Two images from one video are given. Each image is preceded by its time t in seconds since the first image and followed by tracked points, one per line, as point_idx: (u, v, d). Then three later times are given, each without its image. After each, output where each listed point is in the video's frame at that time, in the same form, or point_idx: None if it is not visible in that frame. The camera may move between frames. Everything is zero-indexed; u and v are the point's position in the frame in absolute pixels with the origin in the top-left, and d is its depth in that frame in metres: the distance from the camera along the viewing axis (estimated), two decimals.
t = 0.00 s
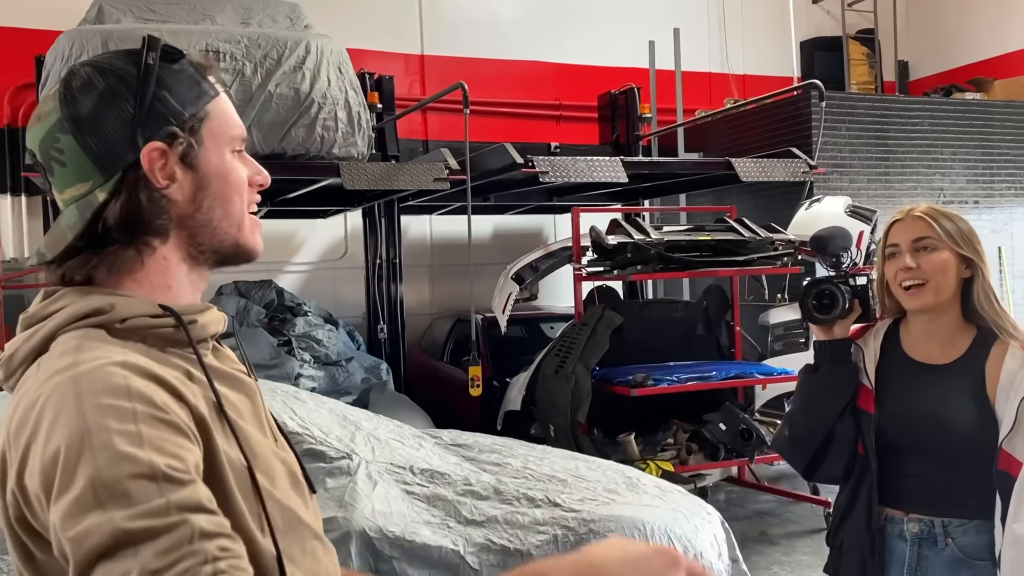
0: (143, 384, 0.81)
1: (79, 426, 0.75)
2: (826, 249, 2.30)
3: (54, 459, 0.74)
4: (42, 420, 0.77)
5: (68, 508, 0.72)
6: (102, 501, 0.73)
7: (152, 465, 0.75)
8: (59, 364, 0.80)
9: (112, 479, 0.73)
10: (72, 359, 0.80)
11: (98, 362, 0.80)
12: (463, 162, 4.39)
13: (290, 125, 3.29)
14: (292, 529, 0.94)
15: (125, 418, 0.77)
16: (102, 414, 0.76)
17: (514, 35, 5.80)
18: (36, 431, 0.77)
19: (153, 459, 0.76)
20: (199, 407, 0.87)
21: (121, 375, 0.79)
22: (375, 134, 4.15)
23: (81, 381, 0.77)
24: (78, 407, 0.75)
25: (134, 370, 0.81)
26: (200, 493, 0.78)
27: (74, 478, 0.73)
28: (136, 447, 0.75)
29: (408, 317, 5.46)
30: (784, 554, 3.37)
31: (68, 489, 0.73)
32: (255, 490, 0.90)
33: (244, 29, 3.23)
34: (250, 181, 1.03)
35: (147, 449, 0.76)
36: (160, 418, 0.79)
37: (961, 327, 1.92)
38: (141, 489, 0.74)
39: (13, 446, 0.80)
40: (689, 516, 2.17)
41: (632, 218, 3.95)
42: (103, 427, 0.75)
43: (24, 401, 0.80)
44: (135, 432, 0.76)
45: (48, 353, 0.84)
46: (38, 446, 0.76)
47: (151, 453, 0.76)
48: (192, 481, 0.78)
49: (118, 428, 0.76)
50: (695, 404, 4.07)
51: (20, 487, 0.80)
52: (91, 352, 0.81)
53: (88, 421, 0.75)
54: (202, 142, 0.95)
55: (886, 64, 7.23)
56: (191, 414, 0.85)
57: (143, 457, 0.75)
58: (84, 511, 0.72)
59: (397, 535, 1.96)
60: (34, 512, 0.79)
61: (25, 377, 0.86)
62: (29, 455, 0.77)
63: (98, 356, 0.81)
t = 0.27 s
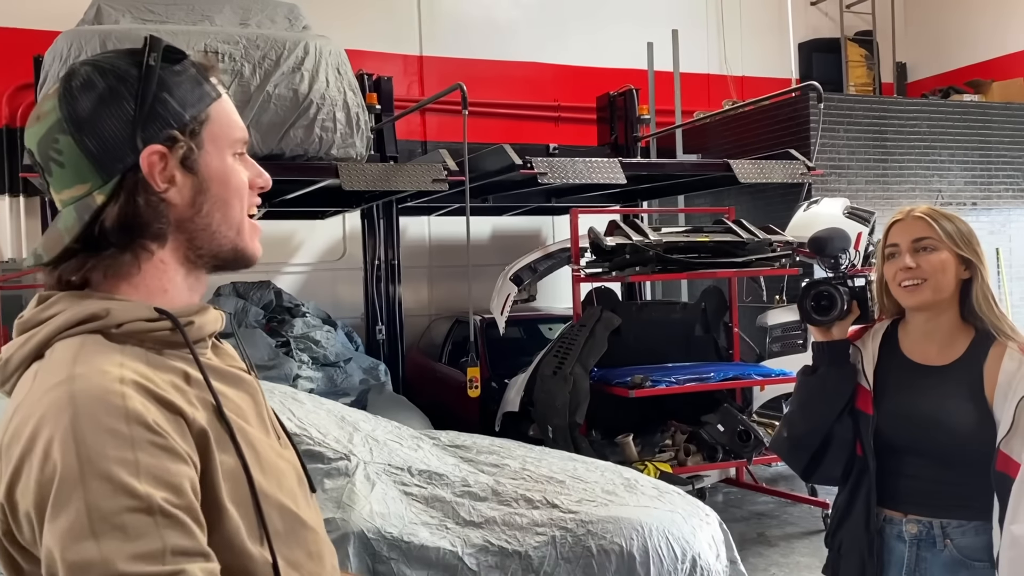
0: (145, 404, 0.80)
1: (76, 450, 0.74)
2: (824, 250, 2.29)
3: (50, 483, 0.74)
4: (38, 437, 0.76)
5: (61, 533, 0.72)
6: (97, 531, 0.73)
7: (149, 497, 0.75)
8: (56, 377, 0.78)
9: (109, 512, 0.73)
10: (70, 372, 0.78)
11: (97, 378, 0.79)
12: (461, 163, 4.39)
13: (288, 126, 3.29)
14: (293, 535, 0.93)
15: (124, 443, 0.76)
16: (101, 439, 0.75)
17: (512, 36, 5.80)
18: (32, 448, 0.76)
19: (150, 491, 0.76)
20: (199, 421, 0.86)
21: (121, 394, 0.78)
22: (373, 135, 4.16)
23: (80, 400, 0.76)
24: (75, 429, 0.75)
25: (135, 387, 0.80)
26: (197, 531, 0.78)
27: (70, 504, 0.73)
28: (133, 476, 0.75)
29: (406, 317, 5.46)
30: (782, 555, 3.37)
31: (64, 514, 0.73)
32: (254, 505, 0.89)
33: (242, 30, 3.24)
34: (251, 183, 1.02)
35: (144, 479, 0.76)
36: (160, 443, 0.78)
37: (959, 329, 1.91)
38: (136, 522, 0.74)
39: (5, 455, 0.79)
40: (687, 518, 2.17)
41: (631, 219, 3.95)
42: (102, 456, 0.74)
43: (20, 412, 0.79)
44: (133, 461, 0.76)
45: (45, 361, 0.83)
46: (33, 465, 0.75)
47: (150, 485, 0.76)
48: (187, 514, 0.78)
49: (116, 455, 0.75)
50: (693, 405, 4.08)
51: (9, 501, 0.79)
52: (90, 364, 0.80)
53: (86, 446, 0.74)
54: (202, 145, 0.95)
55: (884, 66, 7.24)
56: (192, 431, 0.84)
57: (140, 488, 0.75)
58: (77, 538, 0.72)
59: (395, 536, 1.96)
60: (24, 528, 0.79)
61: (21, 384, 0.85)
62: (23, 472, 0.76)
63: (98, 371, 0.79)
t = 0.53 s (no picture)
0: (145, 411, 0.79)
1: (72, 458, 0.74)
2: (825, 252, 2.29)
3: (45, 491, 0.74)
4: (36, 442, 0.76)
5: (53, 541, 0.72)
6: (88, 542, 0.72)
7: (142, 510, 0.75)
8: (56, 380, 0.78)
9: (102, 523, 0.73)
10: (69, 376, 0.78)
11: (98, 382, 0.78)
12: (461, 163, 4.39)
13: (288, 127, 3.29)
14: (295, 537, 0.93)
15: (120, 453, 0.75)
16: (97, 448, 0.75)
17: (512, 37, 5.80)
18: (29, 452, 0.76)
19: (144, 503, 0.75)
20: (199, 427, 0.85)
21: (120, 401, 0.78)
22: (373, 136, 4.16)
23: (77, 407, 0.76)
24: (71, 437, 0.74)
25: (135, 394, 0.79)
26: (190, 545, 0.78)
27: (63, 513, 0.73)
28: (127, 487, 0.75)
29: (406, 318, 5.46)
30: (782, 556, 3.37)
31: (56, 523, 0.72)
32: (256, 511, 0.88)
33: (242, 31, 3.24)
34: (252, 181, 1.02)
35: (139, 490, 0.76)
36: (157, 453, 0.77)
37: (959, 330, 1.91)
38: (128, 534, 0.74)
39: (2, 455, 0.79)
40: (687, 518, 2.17)
41: (631, 220, 3.95)
42: (97, 466, 0.74)
43: (21, 414, 0.79)
44: (127, 472, 0.75)
45: (46, 363, 0.83)
46: (29, 470, 0.75)
47: (144, 498, 0.76)
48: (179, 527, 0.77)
49: (110, 465, 0.75)
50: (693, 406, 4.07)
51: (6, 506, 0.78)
52: (90, 368, 0.79)
53: (81, 455, 0.74)
54: (204, 144, 0.95)
55: (884, 67, 7.24)
56: (192, 439, 0.83)
57: (133, 500, 0.75)
58: (68, 548, 0.72)
59: (396, 536, 1.96)
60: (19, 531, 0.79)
61: (21, 386, 0.85)
62: (19, 476, 0.76)
63: (98, 376, 0.79)
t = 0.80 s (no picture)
0: (136, 413, 0.79)
1: (63, 461, 0.73)
2: (829, 254, 2.28)
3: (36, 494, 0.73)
4: (26, 445, 0.75)
5: (44, 545, 0.71)
6: (80, 547, 0.72)
7: (134, 513, 0.75)
8: (48, 383, 0.78)
9: (93, 526, 0.72)
10: (60, 379, 0.77)
11: (90, 384, 0.78)
12: (461, 163, 4.39)
13: (287, 126, 3.29)
14: (291, 539, 0.92)
15: (111, 456, 0.75)
16: (88, 451, 0.74)
17: (511, 37, 5.80)
18: (20, 456, 0.75)
19: (135, 506, 0.75)
20: (192, 429, 0.84)
21: (112, 404, 0.77)
22: (373, 136, 4.15)
23: (68, 410, 0.75)
24: (62, 440, 0.74)
25: (127, 396, 0.79)
26: (182, 548, 0.77)
27: (52, 516, 0.72)
28: (119, 490, 0.75)
29: (405, 318, 5.46)
30: (782, 556, 3.37)
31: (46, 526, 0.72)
32: (251, 514, 0.88)
33: (241, 31, 3.23)
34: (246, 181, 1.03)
35: (131, 493, 0.75)
36: (148, 455, 0.77)
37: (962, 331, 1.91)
38: (120, 538, 0.73)
39: None
40: (687, 518, 2.17)
41: (630, 220, 3.95)
42: (88, 468, 0.74)
43: (12, 418, 0.79)
44: (119, 474, 0.75)
45: (39, 365, 0.82)
46: (19, 474, 0.75)
47: (135, 501, 0.75)
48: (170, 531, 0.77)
49: (101, 468, 0.74)
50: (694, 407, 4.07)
51: None
52: (82, 370, 0.79)
53: (71, 459, 0.74)
54: (198, 144, 0.95)
55: (883, 67, 7.25)
56: (185, 441, 0.83)
57: (124, 504, 0.74)
58: (58, 552, 0.71)
59: (396, 537, 1.95)
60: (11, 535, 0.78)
61: (14, 389, 0.84)
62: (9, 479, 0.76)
63: (90, 378, 0.78)
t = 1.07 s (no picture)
0: (136, 413, 0.79)
1: (63, 461, 0.73)
2: (827, 254, 2.28)
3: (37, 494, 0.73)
4: (26, 445, 0.75)
5: (44, 545, 0.71)
6: (80, 547, 0.72)
7: (134, 513, 0.74)
8: (48, 382, 0.77)
9: (94, 526, 0.72)
10: (60, 379, 0.77)
11: (90, 384, 0.78)
12: (461, 163, 4.39)
13: (288, 126, 3.29)
14: (292, 539, 0.92)
15: (111, 456, 0.75)
16: (88, 451, 0.74)
17: (511, 37, 5.80)
18: (20, 455, 0.75)
19: (136, 506, 0.75)
20: (192, 429, 0.84)
21: (112, 404, 0.77)
22: (373, 136, 4.15)
23: (68, 410, 0.75)
24: (61, 441, 0.74)
25: (127, 396, 0.79)
26: (182, 547, 0.77)
27: (54, 517, 0.72)
28: (119, 490, 0.74)
29: (405, 318, 5.46)
30: (783, 556, 3.37)
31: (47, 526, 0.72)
32: (251, 513, 0.88)
33: (242, 30, 3.23)
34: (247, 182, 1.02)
35: (131, 493, 0.75)
36: (148, 455, 0.77)
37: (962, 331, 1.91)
38: (121, 538, 0.73)
39: None
40: (687, 518, 2.17)
41: (631, 220, 3.95)
42: (89, 468, 0.74)
43: (13, 417, 0.78)
44: (120, 474, 0.75)
45: (39, 365, 0.82)
46: (20, 473, 0.74)
47: (136, 500, 0.75)
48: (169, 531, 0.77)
49: (101, 468, 0.74)
50: (694, 407, 4.07)
51: None
52: (82, 370, 0.79)
53: (72, 458, 0.73)
54: (198, 144, 0.94)
55: (883, 66, 7.24)
56: (185, 441, 0.83)
57: (124, 504, 0.74)
58: (59, 551, 0.71)
59: (396, 536, 1.95)
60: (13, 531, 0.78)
61: (14, 388, 0.84)
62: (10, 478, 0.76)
63: (90, 378, 0.78)
